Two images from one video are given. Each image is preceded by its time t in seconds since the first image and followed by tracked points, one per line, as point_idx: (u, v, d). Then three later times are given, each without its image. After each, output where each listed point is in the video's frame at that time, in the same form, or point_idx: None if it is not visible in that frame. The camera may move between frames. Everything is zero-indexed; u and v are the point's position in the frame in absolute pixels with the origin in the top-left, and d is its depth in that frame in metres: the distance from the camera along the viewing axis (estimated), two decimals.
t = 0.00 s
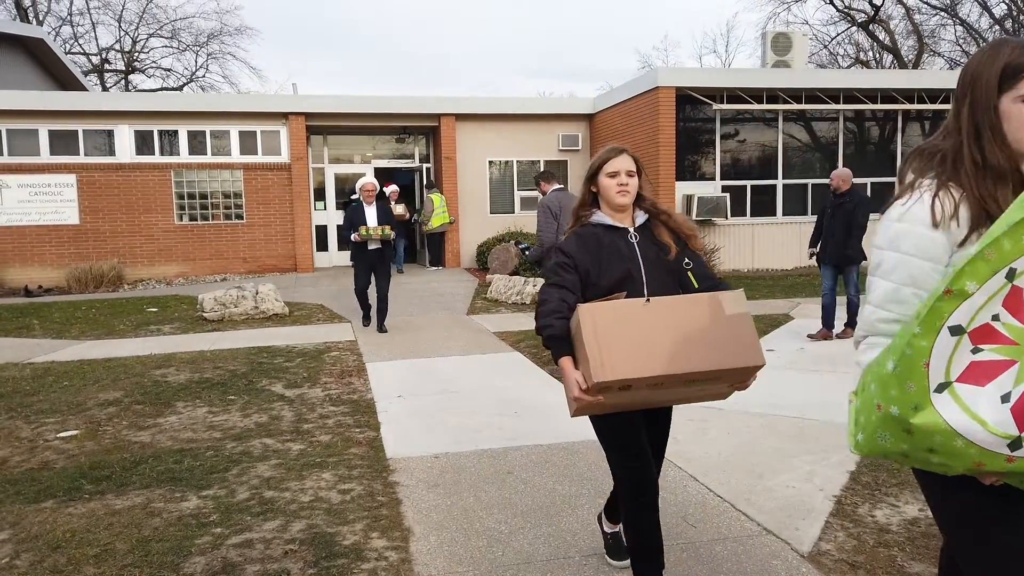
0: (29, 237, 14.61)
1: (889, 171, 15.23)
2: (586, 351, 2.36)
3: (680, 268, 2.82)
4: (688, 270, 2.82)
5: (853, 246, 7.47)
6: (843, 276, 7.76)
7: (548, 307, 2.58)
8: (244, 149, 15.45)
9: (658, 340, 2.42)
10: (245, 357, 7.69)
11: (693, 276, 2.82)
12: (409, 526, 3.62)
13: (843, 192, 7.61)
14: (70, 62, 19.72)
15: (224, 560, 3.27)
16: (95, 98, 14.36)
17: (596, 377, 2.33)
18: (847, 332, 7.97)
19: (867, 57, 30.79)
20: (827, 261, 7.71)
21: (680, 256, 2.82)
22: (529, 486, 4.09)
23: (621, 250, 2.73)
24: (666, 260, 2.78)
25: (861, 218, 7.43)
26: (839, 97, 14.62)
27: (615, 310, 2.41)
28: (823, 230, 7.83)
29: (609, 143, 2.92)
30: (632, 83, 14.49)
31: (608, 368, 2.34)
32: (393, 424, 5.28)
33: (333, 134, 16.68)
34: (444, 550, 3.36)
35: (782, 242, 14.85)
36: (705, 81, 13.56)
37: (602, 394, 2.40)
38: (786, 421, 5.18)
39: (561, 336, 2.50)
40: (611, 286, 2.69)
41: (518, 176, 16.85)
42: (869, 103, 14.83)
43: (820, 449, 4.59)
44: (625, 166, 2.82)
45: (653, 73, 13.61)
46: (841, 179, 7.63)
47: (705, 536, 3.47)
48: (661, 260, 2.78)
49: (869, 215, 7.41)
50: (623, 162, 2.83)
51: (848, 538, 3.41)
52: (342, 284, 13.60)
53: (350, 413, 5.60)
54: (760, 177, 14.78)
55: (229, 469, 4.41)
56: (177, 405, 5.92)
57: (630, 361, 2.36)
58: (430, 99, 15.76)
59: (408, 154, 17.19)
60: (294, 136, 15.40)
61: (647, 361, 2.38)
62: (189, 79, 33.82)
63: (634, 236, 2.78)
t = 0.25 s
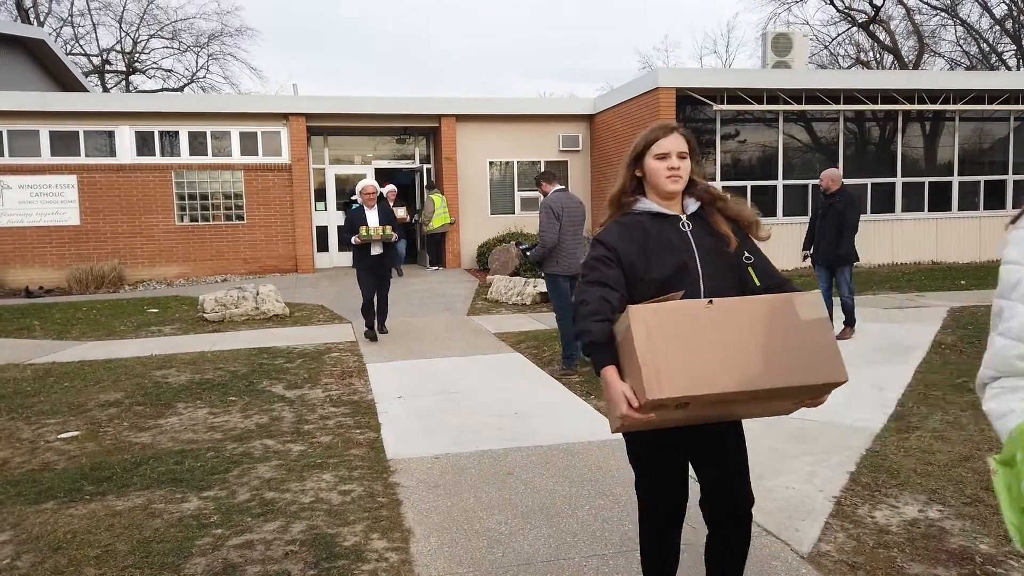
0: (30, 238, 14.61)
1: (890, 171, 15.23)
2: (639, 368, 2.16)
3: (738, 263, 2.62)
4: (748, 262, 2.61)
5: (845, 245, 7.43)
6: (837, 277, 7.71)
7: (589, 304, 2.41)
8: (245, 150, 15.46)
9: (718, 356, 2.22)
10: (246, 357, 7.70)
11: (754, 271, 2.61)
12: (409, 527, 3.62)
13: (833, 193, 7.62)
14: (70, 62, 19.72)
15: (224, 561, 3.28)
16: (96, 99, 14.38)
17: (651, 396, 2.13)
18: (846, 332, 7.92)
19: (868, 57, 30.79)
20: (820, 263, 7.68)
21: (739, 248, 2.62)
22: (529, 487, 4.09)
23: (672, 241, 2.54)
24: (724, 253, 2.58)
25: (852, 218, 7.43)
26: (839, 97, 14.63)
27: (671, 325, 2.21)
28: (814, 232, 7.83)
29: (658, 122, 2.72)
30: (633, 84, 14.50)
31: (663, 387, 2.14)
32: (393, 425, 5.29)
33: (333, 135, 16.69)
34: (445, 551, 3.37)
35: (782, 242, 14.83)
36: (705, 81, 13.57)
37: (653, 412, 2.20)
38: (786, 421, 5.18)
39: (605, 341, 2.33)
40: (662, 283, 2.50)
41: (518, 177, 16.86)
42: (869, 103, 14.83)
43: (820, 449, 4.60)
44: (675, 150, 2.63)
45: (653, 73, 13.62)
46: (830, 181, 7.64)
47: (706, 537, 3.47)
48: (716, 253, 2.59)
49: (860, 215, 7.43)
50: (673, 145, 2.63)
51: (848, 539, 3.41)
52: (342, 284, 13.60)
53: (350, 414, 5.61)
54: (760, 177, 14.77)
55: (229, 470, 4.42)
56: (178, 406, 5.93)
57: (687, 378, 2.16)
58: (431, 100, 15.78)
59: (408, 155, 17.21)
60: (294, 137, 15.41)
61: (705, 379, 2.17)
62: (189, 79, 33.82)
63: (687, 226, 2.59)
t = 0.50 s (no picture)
0: (30, 239, 14.62)
1: (890, 173, 15.24)
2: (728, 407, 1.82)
3: (832, 289, 2.26)
4: (843, 287, 2.25)
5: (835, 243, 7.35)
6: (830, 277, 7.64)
7: (656, 332, 2.07)
8: (245, 152, 15.48)
9: (815, 391, 1.88)
10: (246, 359, 7.71)
11: (851, 298, 2.24)
12: (409, 528, 3.63)
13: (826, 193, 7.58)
14: (71, 63, 19.74)
15: (225, 562, 3.28)
16: (96, 101, 14.40)
17: (743, 440, 1.78)
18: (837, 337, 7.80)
19: (868, 58, 30.82)
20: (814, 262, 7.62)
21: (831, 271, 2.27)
22: (530, 489, 4.10)
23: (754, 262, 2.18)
24: (815, 276, 2.24)
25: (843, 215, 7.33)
26: (839, 99, 14.64)
27: (763, 356, 1.89)
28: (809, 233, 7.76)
29: (741, 122, 2.35)
30: (633, 86, 14.51)
31: (758, 429, 1.79)
32: (394, 426, 5.30)
33: (334, 136, 16.70)
34: (445, 553, 3.37)
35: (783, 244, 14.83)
36: (705, 83, 13.58)
37: (744, 460, 1.86)
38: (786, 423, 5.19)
39: (680, 376, 1.99)
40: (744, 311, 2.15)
41: (518, 178, 16.88)
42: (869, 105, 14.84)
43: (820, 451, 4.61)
44: (760, 157, 2.27)
45: (654, 75, 13.63)
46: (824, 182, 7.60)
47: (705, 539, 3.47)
48: (805, 278, 2.23)
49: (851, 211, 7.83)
50: (758, 152, 2.27)
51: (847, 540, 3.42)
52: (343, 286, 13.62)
53: (351, 415, 5.62)
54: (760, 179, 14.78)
55: (230, 471, 4.43)
56: (178, 408, 5.94)
57: (785, 418, 1.82)
58: (431, 102, 15.80)
59: (409, 156, 17.22)
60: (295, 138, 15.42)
61: (806, 420, 1.83)
62: (190, 80, 33.81)
63: (771, 243, 2.24)
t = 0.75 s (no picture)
0: (31, 240, 14.62)
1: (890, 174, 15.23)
2: (854, 439, 1.47)
3: (957, 287, 1.87)
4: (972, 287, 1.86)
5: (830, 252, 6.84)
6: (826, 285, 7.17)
7: (745, 347, 1.70)
8: (246, 153, 15.48)
9: (976, 420, 1.49)
10: (246, 360, 7.70)
11: (978, 297, 1.85)
12: (410, 530, 3.62)
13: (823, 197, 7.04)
14: (72, 65, 19.77)
15: (225, 564, 3.28)
16: (97, 102, 14.41)
17: (876, 482, 1.42)
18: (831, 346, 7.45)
19: (868, 61, 30.83)
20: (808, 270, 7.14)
21: (956, 267, 1.88)
22: (530, 490, 4.09)
23: (861, 256, 1.80)
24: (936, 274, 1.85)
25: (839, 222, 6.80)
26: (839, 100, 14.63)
27: (895, 375, 1.53)
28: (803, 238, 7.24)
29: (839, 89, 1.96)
30: (633, 88, 14.51)
31: (891, 465, 1.43)
32: (394, 427, 5.29)
33: (334, 138, 16.70)
34: (445, 555, 3.36)
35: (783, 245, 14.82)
36: (705, 85, 13.59)
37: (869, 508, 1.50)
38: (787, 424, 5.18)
39: (780, 400, 1.64)
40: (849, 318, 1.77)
41: (518, 179, 16.88)
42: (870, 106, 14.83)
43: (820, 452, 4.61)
44: (865, 131, 1.87)
45: (654, 77, 13.63)
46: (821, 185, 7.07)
47: (705, 540, 3.47)
48: (924, 272, 1.84)
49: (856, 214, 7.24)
50: (863, 125, 1.87)
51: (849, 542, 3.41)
52: (343, 287, 13.62)
53: (351, 417, 5.61)
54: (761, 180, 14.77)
55: (230, 473, 4.42)
56: (178, 409, 5.93)
57: (926, 457, 1.44)
58: (431, 103, 15.81)
59: (409, 158, 17.23)
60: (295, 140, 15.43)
61: (961, 460, 1.44)
62: (191, 82, 33.77)
63: (879, 235, 1.86)
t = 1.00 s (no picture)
0: (31, 241, 14.62)
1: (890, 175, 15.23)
2: None
3: None
4: None
5: (827, 253, 6.76)
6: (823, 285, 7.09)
7: (893, 414, 1.30)
8: (246, 153, 15.49)
9: None
10: (246, 360, 7.70)
11: None
12: (410, 530, 3.62)
13: (824, 197, 6.91)
14: (72, 65, 19.79)
15: (225, 564, 3.28)
16: (97, 103, 14.41)
17: None
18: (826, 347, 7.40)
19: (868, 61, 30.84)
20: (806, 270, 7.04)
21: None
22: (530, 490, 4.10)
23: None
24: None
25: (839, 223, 6.69)
26: (839, 101, 14.64)
27: None
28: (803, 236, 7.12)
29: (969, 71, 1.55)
30: (633, 88, 14.52)
31: None
32: (394, 428, 5.29)
33: (334, 138, 16.70)
34: (445, 555, 3.36)
35: (783, 245, 14.82)
36: (705, 85, 13.60)
37: None
38: (786, 425, 5.18)
39: (957, 480, 1.25)
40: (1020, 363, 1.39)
41: (518, 180, 16.88)
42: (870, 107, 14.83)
43: (820, 452, 4.61)
44: (1016, 119, 1.45)
45: (654, 77, 13.64)
46: (822, 183, 6.94)
47: (705, 541, 3.47)
48: None
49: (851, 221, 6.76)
50: (1011, 111, 1.46)
51: (849, 543, 3.41)
52: (342, 288, 13.61)
53: (351, 417, 5.62)
54: (761, 180, 14.76)
55: (230, 473, 4.42)
56: (179, 409, 5.93)
57: None
58: (431, 104, 15.82)
59: (409, 158, 17.24)
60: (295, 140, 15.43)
61: None
62: (191, 82, 33.77)
63: None
